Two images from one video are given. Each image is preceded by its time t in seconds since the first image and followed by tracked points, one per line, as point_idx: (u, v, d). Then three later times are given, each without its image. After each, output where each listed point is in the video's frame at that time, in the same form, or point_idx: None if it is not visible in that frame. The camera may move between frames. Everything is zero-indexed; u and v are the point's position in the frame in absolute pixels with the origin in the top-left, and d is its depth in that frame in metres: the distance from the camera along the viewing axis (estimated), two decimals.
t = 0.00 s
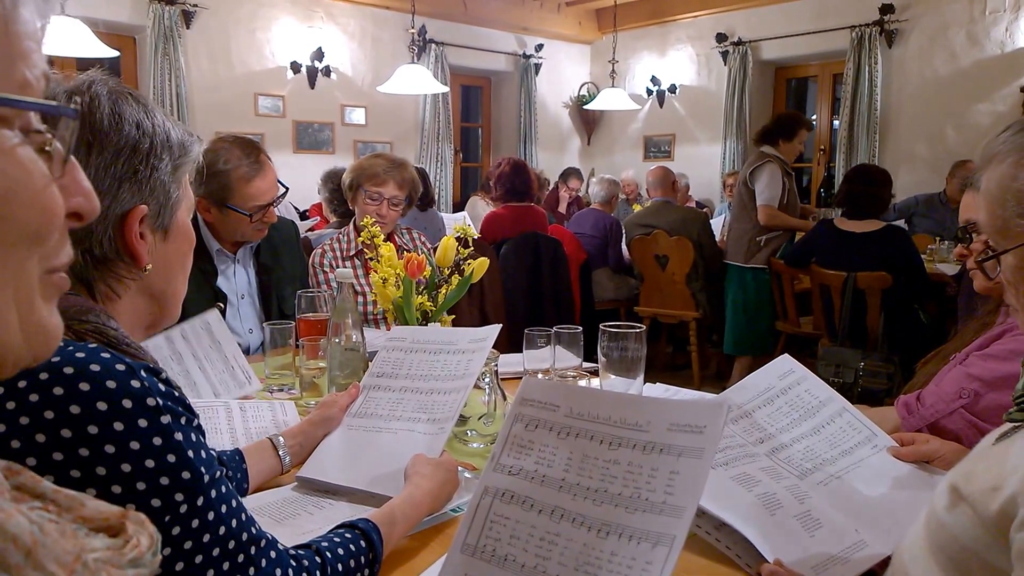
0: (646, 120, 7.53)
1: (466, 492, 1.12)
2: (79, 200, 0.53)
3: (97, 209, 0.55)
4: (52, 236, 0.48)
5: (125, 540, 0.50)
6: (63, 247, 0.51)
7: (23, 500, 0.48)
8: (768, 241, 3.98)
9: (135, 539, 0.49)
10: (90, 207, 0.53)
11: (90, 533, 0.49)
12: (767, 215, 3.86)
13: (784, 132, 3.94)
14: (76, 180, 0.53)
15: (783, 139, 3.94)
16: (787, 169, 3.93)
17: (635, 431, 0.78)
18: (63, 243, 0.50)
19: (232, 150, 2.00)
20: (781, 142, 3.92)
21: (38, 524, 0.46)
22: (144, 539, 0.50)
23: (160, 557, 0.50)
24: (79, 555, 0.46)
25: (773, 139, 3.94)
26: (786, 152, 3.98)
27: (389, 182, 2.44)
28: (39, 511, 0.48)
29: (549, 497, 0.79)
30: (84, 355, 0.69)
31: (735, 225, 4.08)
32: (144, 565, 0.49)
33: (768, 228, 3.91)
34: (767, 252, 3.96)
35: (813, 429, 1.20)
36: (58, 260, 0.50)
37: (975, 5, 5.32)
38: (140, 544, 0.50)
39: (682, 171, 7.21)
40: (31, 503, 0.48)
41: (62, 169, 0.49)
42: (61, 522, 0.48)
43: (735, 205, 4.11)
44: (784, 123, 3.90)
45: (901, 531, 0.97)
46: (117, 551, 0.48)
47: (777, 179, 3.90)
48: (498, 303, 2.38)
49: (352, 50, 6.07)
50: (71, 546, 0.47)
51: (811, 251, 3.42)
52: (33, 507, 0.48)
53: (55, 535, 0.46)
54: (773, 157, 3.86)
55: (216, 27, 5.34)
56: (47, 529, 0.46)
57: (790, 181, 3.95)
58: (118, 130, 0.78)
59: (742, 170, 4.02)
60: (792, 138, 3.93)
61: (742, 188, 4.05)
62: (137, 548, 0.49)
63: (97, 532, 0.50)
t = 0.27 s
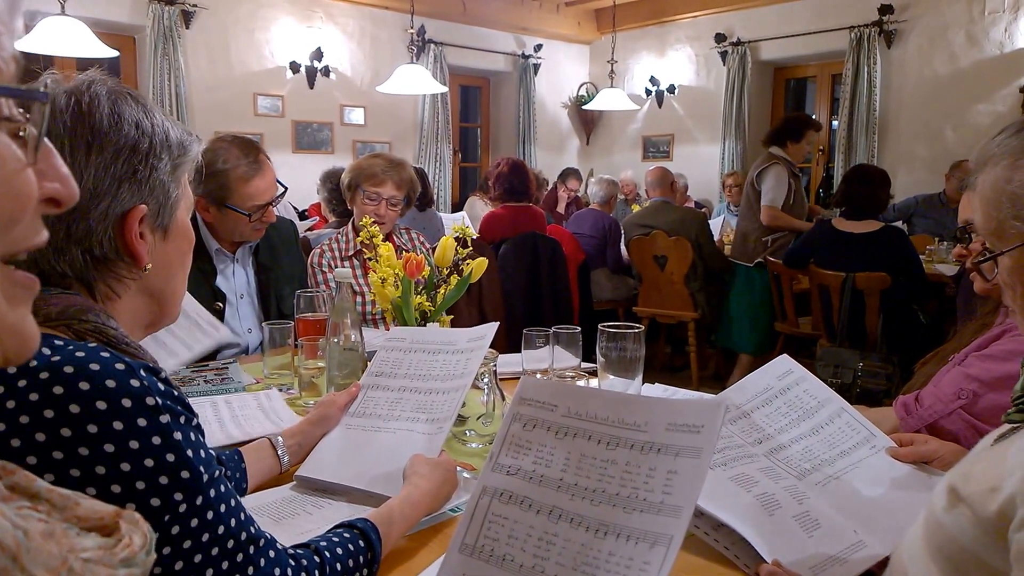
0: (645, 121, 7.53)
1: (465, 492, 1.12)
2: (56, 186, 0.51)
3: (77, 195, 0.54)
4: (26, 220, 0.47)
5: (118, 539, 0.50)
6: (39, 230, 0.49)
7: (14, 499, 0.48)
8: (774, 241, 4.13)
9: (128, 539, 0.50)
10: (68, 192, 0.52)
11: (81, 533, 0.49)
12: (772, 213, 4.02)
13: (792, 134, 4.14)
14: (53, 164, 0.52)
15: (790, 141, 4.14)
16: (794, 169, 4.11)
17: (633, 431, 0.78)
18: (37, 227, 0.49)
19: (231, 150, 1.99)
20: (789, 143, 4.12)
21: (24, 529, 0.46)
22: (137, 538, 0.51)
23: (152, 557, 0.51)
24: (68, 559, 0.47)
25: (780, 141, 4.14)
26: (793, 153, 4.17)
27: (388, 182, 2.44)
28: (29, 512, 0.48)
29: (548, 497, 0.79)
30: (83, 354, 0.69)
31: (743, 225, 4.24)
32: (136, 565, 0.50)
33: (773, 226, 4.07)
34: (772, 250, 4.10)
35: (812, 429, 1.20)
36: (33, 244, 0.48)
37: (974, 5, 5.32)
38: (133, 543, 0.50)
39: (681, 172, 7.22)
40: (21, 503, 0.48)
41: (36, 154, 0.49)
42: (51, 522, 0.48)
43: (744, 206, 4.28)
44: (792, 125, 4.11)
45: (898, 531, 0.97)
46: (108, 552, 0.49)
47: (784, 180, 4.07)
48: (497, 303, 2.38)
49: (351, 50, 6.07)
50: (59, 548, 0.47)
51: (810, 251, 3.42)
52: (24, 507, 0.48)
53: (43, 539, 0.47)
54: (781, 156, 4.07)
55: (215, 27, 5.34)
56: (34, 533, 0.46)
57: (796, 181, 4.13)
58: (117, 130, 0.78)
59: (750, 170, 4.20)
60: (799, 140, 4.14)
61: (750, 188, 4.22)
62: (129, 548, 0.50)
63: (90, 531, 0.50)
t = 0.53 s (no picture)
0: (644, 120, 7.53)
1: (463, 492, 1.12)
2: (37, 192, 0.50)
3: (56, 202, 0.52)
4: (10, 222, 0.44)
5: (111, 540, 0.50)
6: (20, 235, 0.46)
7: (6, 499, 0.48)
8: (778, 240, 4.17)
9: (121, 540, 0.50)
10: (49, 197, 0.51)
11: (74, 533, 0.49)
12: (774, 214, 4.07)
13: (797, 135, 4.15)
14: (34, 167, 0.50)
15: (796, 140, 4.15)
16: (799, 169, 4.13)
17: (631, 431, 0.78)
18: (17, 232, 0.45)
19: (230, 150, 1.99)
20: (795, 143, 4.13)
21: (15, 533, 0.46)
22: (130, 540, 0.51)
23: (145, 559, 0.51)
24: (57, 562, 0.46)
25: (786, 140, 4.15)
26: (799, 153, 4.17)
27: (386, 182, 2.44)
28: (22, 512, 0.48)
29: (546, 497, 0.79)
30: (81, 353, 0.69)
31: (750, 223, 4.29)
32: (128, 568, 0.50)
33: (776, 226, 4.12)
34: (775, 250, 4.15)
35: (810, 429, 1.20)
36: (11, 250, 0.45)
37: (973, 5, 5.32)
38: (125, 545, 0.50)
39: (680, 172, 7.22)
40: (10, 505, 0.48)
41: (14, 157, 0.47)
42: (41, 523, 0.48)
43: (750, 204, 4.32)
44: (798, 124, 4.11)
45: (896, 531, 0.97)
46: (100, 554, 0.49)
47: (788, 181, 4.08)
48: (496, 303, 2.38)
49: (350, 50, 6.07)
50: (49, 551, 0.47)
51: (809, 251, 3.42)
52: (14, 508, 0.48)
53: (31, 542, 0.46)
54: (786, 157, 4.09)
55: (215, 26, 5.34)
56: (24, 537, 0.46)
57: (801, 181, 4.14)
58: (115, 129, 0.78)
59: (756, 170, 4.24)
60: (804, 140, 4.13)
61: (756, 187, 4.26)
62: (122, 549, 0.50)
63: (82, 532, 0.50)
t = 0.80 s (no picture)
0: (644, 120, 7.53)
1: (462, 491, 1.12)
2: (20, 198, 0.53)
3: (43, 202, 0.56)
4: None
5: (107, 540, 0.50)
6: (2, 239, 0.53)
7: None
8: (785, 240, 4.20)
9: (116, 540, 0.50)
10: (34, 200, 0.54)
11: (69, 533, 0.49)
12: (783, 215, 4.08)
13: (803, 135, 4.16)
14: (18, 171, 0.53)
15: (802, 141, 4.16)
16: (806, 170, 4.15)
17: (629, 429, 0.79)
18: None
19: (230, 149, 1.99)
20: (801, 143, 4.15)
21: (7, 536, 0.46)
22: (126, 540, 0.50)
23: (141, 559, 0.51)
24: (50, 563, 0.47)
25: (792, 142, 4.17)
26: (806, 154, 4.19)
27: (386, 181, 2.44)
28: (15, 514, 0.48)
29: (544, 497, 0.79)
30: (78, 353, 0.70)
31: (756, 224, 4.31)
32: (124, 567, 0.50)
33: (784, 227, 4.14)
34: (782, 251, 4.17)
35: (809, 429, 1.20)
36: None
37: (971, 6, 5.32)
38: (121, 544, 0.50)
39: (680, 172, 7.22)
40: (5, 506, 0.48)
41: None
42: (36, 523, 0.48)
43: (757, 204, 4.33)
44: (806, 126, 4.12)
45: (894, 531, 0.98)
46: (94, 554, 0.48)
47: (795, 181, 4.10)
48: (495, 302, 2.38)
49: (350, 49, 6.07)
50: (42, 551, 0.47)
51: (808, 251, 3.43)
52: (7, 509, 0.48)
53: (24, 543, 0.47)
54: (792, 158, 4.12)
55: (214, 25, 5.34)
56: (14, 538, 0.46)
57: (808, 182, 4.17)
58: (113, 128, 0.78)
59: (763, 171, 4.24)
60: (812, 141, 4.15)
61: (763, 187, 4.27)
62: (117, 549, 0.49)
63: (78, 532, 0.50)
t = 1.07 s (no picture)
0: (643, 120, 7.53)
1: (460, 490, 1.12)
2: (27, 169, 0.45)
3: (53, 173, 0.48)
4: None
5: (105, 541, 0.49)
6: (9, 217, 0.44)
7: None
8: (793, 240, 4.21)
9: (115, 541, 0.49)
10: (44, 173, 0.46)
11: (68, 534, 0.48)
12: (792, 217, 4.08)
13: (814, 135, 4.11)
14: (25, 144, 0.45)
15: (812, 142, 4.12)
16: (815, 172, 4.13)
17: (626, 428, 0.79)
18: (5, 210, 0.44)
19: (229, 149, 1.99)
20: (811, 145, 4.11)
21: (8, 532, 0.45)
22: (125, 540, 0.50)
23: (140, 558, 0.50)
24: (51, 563, 0.46)
25: (802, 143, 4.13)
26: (817, 155, 4.15)
27: (385, 181, 2.44)
28: (14, 514, 0.46)
29: (540, 496, 0.79)
30: (75, 352, 0.70)
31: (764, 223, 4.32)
32: (124, 567, 0.49)
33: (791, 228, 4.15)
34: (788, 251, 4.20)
35: (806, 429, 1.20)
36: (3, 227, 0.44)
37: (970, 6, 5.32)
38: (120, 545, 0.49)
39: (679, 172, 7.22)
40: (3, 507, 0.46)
41: None
42: (35, 523, 0.47)
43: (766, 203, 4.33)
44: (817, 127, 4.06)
45: (892, 530, 0.98)
46: (94, 555, 0.48)
47: (804, 182, 4.09)
48: (495, 302, 2.38)
49: (350, 49, 6.07)
50: (43, 550, 0.46)
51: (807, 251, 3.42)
52: (6, 509, 0.46)
53: (25, 543, 0.45)
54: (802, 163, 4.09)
55: (215, 24, 5.34)
56: (15, 536, 0.45)
57: (817, 183, 4.15)
58: (109, 127, 0.78)
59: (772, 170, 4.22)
60: (822, 143, 4.10)
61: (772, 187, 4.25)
62: (116, 550, 0.49)
63: (76, 533, 0.49)
